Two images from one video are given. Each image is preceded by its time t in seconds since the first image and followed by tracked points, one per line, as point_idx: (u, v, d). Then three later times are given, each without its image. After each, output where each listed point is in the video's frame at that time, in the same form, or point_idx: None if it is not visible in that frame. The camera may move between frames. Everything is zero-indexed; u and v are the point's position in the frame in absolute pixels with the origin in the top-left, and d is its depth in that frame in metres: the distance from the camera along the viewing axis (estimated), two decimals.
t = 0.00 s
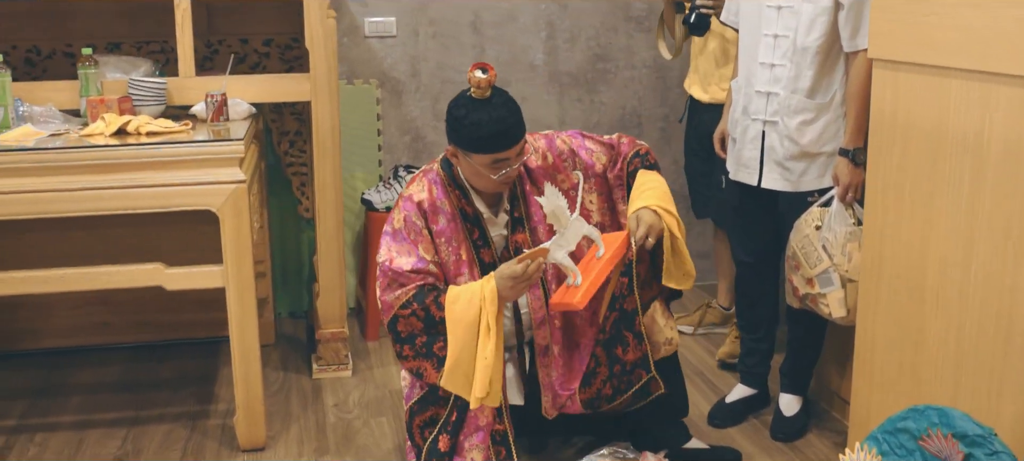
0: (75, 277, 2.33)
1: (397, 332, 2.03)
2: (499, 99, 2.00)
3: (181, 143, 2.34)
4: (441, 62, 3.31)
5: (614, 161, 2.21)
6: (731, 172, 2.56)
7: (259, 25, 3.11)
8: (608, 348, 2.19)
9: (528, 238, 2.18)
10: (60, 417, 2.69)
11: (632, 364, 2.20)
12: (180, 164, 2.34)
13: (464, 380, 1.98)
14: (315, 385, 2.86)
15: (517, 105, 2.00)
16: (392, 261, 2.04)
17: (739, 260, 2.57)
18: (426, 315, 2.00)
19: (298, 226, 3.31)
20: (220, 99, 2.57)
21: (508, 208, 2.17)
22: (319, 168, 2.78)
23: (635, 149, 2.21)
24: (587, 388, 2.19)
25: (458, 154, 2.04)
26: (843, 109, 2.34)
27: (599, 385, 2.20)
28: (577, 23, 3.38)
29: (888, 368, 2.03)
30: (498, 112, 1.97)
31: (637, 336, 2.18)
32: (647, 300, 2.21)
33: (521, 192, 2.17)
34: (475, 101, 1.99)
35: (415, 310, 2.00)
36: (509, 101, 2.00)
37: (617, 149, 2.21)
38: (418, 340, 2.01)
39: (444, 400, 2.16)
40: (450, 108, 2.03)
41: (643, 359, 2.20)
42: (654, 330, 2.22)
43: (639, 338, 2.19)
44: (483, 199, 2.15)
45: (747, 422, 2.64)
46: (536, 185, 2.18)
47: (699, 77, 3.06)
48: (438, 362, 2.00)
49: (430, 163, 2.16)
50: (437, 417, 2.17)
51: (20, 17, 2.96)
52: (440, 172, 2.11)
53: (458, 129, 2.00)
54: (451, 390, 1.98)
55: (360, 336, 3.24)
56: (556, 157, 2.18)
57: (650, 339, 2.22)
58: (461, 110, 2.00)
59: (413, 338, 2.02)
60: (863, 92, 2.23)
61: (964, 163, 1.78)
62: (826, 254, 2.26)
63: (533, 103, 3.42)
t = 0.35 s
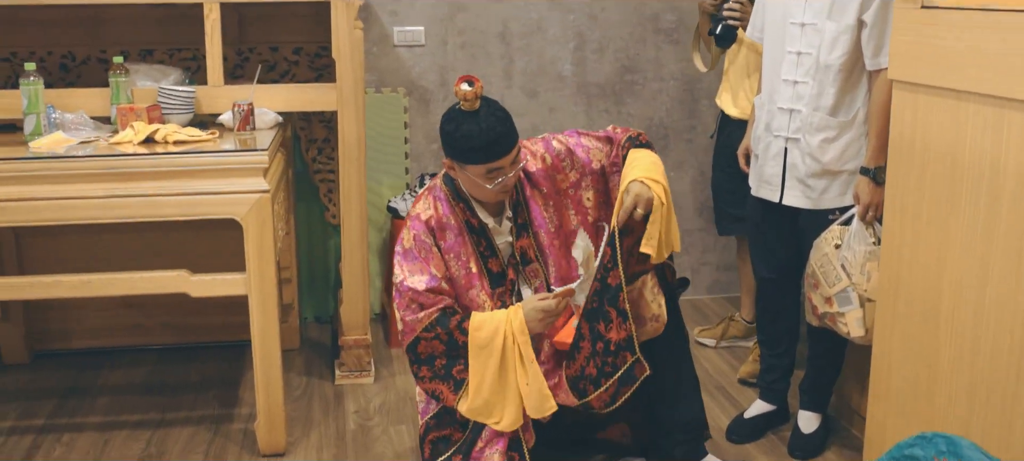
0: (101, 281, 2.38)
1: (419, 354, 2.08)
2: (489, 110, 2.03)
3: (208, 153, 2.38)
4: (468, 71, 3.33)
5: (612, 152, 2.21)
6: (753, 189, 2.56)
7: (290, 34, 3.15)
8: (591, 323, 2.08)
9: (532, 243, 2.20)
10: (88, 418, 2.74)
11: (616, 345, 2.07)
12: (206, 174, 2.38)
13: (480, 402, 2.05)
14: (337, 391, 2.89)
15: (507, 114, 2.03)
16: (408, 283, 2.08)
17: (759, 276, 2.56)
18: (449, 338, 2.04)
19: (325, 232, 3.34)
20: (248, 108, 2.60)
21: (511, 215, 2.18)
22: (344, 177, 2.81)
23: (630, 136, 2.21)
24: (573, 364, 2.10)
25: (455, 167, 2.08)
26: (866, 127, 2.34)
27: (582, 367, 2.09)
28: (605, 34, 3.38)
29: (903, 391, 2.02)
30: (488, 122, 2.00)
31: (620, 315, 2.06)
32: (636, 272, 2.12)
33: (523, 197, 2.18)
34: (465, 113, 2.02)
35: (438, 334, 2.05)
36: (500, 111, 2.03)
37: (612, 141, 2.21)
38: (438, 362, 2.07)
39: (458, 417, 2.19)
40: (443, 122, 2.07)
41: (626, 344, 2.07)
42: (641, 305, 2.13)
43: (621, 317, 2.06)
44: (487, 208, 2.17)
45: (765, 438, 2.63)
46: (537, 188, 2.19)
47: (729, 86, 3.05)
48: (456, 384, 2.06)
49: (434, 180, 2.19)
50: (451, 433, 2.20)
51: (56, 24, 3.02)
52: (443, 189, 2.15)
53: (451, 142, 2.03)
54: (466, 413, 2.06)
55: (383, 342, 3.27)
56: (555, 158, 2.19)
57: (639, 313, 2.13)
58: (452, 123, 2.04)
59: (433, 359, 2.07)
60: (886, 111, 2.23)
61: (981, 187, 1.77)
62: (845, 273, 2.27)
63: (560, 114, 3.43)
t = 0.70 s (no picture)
0: (98, 280, 2.37)
1: (421, 349, 2.14)
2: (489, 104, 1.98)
3: (204, 151, 2.36)
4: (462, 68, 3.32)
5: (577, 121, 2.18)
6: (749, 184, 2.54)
7: (283, 31, 3.14)
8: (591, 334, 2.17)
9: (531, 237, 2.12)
10: (84, 418, 2.72)
11: (620, 289, 2.15)
12: (201, 172, 2.37)
13: (479, 396, 2.15)
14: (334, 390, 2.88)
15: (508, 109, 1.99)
16: (407, 280, 2.11)
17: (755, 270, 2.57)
18: (447, 336, 2.09)
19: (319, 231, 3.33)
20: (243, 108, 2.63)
21: (508, 208, 2.12)
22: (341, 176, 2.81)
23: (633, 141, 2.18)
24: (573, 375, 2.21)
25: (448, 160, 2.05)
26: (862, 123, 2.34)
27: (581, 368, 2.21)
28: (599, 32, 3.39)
29: (902, 388, 2.03)
30: (490, 118, 1.96)
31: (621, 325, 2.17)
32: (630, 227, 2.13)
33: (521, 196, 2.12)
34: (467, 109, 1.96)
35: (437, 332, 2.10)
36: (500, 108, 1.99)
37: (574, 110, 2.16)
38: (438, 360, 2.13)
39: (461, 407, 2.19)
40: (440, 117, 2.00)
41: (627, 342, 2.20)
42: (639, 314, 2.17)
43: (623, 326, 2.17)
44: (484, 202, 2.11)
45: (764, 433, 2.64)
46: (535, 186, 2.13)
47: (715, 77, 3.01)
48: (455, 381, 2.14)
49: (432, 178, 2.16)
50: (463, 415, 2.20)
51: (46, 21, 3.01)
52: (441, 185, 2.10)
53: (447, 136, 1.99)
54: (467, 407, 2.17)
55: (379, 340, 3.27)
56: (556, 159, 2.14)
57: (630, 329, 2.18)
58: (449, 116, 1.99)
59: (433, 356, 2.13)
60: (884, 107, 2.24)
61: (980, 182, 1.77)
62: (841, 268, 2.36)
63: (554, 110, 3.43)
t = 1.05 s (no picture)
0: (104, 281, 2.40)
1: (434, 345, 2.05)
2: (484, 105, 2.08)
3: (210, 154, 2.39)
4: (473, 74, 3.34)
5: (593, 133, 2.24)
6: (755, 195, 2.56)
7: (295, 36, 3.17)
8: (591, 287, 2.11)
9: (527, 239, 2.23)
10: (91, 416, 2.76)
11: (620, 309, 2.11)
12: (207, 174, 2.40)
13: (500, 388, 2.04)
14: (338, 392, 2.90)
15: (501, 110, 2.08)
16: (415, 277, 2.05)
17: (758, 280, 2.56)
18: (464, 324, 2.02)
19: (328, 234, 3.35)
20: (251, 110, 2.63)
21: (506, 211, 2.21)
22: (348, 180, 2.83)
23: (605, 113, 2.25)
24: (580, 334, 2.12)
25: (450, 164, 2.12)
26: (867, 134, 2.35)
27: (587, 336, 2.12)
28: (610, 38, 3.39)
29: (899, 398, 2.03)
30: (483, 117, 2.04)
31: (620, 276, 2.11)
32: (629, 237, 2.19)
33: (515, 193, 2.22)
34: (462, 110, 2.06)
35: (451, 323, 2.02)
36: (493, 106, 2.08)
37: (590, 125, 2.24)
38: (456, 351, 2.04)
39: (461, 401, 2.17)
40: (435, 121, 2.11)
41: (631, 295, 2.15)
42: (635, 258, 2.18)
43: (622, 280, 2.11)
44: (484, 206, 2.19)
45: (765, 444, 2.63)
46: (525, 182, 2.23)
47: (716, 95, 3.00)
48: (477, 369, 2.03)
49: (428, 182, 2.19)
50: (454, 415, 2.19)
51: (62, 25, 3.05)
52: (441, 189, 2.15)
53: (445, 140, 2.07)
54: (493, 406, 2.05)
55: (386, 343, 3.28)
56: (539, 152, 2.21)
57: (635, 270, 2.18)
58: (447, 121, 2.08)
59: (450, 349, 2.04)
60: (886, 119, 2.24)
61: (978, 197, 1.77)
62: (844, 280, 2.28)
63: (564, 117, 3.44)
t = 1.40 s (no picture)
0: (113, 275, 2.41)
1: (478, 316, 2.06)
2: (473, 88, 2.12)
3: (220, 149, 2.40)
4: (484, 73, 3.34)
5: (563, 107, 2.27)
6: (763, 197, 2.55)
7: (306, 33, 3.17)
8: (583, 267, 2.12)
9: (527, 225, 2.23)
10: (98, 410, 2.77)
11: (614, 272, 2.14)
12: (218, 170, 2.40)
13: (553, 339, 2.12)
14: (345, 389, 2.91)
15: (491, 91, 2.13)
16: (441, 257, 2.06)
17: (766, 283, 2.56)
18: (503, 284, 2.05)
19: (337, 230, 3.36)
20: (261, 106, 2.62)
21: (505, 198, 2.22)
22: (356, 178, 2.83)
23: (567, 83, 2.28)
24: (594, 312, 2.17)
25: (450, 152, 2.14)
26: (877, 138, 2.35)
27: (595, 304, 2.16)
28: (621, 39, 3.39)
29: (908, 400, 2.03)
30: (477, 98, 2.10)
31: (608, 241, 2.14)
32: (597, 197, 2.18)
33: (507, 180, 2.22)
34: (454, 94, 2.10)
35: (491, 286, 2.04)
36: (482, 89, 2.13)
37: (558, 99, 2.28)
38: (501, 315, 2.07)
39: (495, 371, 2.13)
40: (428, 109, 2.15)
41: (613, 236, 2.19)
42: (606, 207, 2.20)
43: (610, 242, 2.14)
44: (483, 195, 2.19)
45: (771, 447, 2.63)
46: (516, 168, 2.22)
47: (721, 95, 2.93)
48: (524, 326, 2.08)
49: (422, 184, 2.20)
50: (485, 391, 2.15)
51: (74, 19, 3.06)
52: (437, 181, 2.17)
53: (442, 125, 2.11)
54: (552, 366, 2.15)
55: (393, 341, 3.29)
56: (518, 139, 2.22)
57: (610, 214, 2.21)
58: (441, 107, 2.12)
59: (495, 316, 2.06)
60: (897, 123, 2.24)
61: (989, 201, 1.77)
62: (852, 284, 2.27)
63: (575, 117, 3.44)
